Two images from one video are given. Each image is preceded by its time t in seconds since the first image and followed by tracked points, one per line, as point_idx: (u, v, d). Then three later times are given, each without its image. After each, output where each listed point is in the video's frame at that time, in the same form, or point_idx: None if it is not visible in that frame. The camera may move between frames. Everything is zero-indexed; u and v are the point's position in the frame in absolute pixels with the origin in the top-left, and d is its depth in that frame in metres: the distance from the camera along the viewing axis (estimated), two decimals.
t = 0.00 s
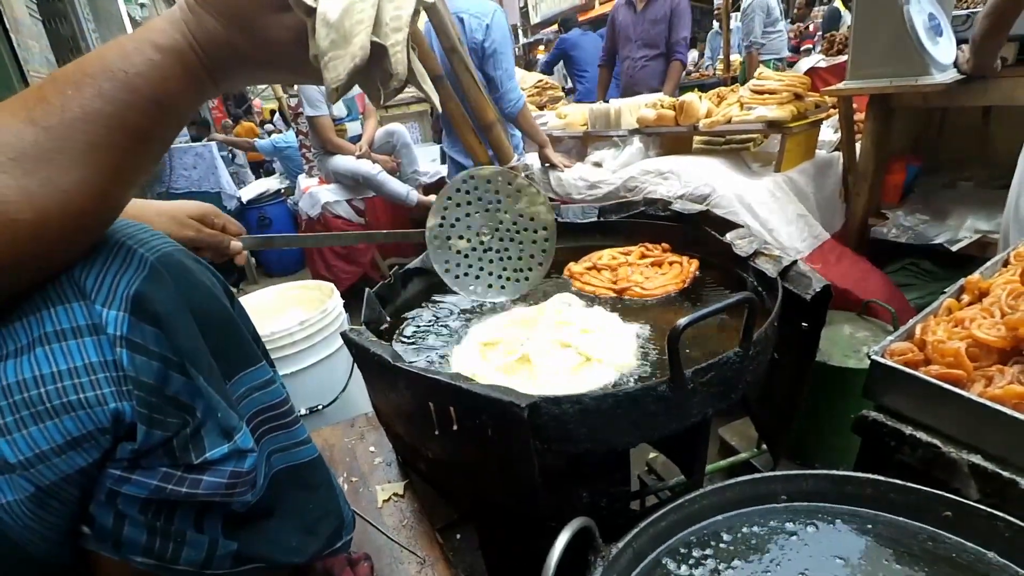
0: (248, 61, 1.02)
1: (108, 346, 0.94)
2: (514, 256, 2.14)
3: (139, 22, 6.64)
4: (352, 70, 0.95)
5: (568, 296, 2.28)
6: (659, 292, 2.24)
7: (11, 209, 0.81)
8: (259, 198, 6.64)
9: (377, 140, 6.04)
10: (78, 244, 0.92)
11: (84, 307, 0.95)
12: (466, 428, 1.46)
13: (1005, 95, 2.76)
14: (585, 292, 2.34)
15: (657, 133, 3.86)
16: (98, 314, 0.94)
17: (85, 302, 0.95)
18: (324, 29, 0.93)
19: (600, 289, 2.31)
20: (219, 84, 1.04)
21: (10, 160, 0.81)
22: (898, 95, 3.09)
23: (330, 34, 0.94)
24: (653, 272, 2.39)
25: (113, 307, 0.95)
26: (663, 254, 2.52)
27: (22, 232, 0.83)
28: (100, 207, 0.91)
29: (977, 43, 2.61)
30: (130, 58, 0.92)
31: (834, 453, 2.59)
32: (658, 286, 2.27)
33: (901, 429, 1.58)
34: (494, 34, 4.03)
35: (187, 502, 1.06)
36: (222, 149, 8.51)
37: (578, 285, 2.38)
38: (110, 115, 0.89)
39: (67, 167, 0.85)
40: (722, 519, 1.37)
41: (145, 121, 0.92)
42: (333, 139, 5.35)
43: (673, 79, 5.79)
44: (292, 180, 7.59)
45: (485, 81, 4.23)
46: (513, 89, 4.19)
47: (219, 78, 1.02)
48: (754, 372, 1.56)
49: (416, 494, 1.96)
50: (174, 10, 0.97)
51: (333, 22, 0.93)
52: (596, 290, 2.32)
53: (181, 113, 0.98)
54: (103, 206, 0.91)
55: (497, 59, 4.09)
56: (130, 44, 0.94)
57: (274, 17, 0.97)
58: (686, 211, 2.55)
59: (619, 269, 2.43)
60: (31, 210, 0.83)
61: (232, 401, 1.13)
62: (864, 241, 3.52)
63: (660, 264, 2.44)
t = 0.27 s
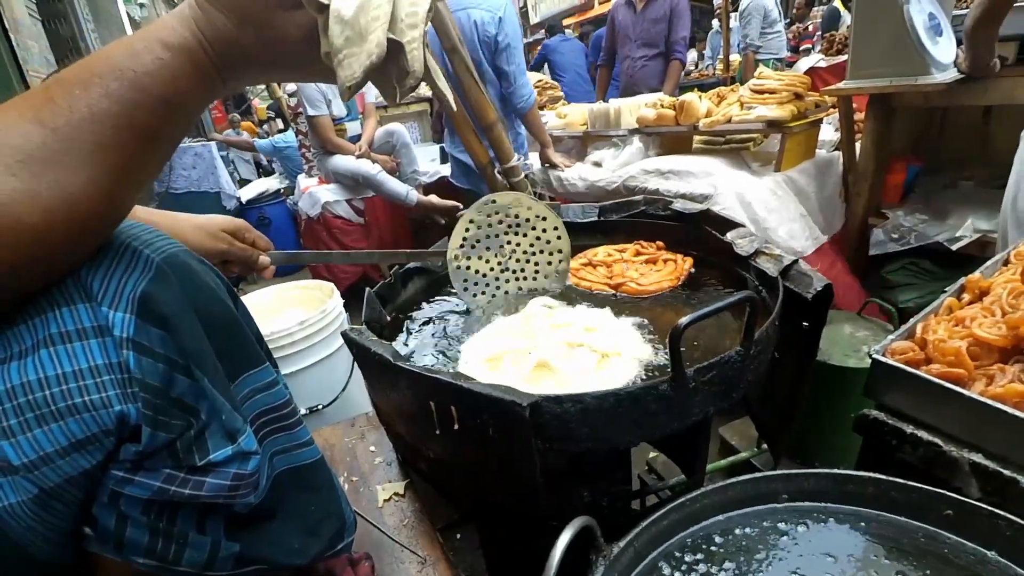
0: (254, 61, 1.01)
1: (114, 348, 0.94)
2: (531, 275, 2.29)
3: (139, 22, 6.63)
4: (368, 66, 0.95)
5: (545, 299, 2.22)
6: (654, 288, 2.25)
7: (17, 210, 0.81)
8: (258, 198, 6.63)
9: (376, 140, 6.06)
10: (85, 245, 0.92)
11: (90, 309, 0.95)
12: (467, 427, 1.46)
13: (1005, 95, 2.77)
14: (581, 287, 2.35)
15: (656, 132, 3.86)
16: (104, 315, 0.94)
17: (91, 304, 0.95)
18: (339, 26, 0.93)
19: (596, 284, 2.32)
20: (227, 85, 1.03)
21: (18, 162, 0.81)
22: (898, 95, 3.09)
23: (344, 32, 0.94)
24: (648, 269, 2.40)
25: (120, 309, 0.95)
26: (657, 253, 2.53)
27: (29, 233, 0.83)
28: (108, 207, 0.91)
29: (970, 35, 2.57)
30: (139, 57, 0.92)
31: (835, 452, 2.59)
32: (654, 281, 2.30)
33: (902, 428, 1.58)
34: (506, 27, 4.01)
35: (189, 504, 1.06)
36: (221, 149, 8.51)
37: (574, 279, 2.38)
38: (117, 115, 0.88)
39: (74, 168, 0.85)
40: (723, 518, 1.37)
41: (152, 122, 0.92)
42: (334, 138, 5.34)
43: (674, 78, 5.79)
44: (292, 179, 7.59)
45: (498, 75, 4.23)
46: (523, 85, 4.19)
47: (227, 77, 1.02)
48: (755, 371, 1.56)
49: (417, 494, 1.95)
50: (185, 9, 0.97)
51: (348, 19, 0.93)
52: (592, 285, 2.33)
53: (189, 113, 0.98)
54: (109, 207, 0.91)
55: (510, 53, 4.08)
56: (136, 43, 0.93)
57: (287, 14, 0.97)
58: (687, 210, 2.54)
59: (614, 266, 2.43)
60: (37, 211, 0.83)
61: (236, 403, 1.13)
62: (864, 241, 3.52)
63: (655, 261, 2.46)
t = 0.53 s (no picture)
0: (256, 61, 1.00)
1: (117, 349, 0.93)
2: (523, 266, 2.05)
3: (137, 17, 6.60)
4: (376, 74, 0.95)
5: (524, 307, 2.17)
6: (646, 286, 2.28)
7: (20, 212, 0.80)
8: (256, 194, 6.62)
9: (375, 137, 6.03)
10: (87, 245, 0.91)
11: (92, 310, 0.94)
12: (465, 426, 1.45)
13: (1005, 96, 2.76)
14: (576, 286, 2.37)
15: (656, 131, 3.86)
16: (106, 316, 0.94)
17: (93, 305, 0.94)
18: (347, 31, 0.91)
19: (590, 282, 2.34)
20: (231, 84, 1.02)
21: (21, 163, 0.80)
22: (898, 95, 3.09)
23: (353, 37, 0.92)
24: (643, 266, 2.42)
25: (123, 310, 0.94)
26: (653, 248, 2.55)
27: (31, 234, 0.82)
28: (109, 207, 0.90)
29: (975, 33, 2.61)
30: (142, 56, 0.90)
31: (832, 452, 2.59)
32: (647, 280, 2.31)
33: (899, 429, 1.58)
34: (508, 25, 3.99)
35: (190, 505, 1.06)
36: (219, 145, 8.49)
37: (569, 278, 2.41)
38: (121, 115, 0.87)
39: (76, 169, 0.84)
40: (720, 519, 1.37)
41: (155, 120, 0.91)
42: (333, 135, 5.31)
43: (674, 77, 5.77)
44: (290, 176, 7.57)
45: (499, 73, 4.21)
46: (524, 84, 4.18)
47: (231, 76, 1.00)
48: (753, 371, 1.56)
49: (414, 493, 1.95)
50: (188, 7, 0.95)
51: (356, 24, 0.92)
52: (587, 284, 2.35)
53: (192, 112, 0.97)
54: (111, 207, 0.90)
55: (511, 51, 4.06)
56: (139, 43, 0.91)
57: (294, 15, 0.97)
58: (685, 209, 2.57)
59: (610, 263, 2.46)
60: (39, 212, 0.82)
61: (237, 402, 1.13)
62: (863, 241, 3.53)
63: (651, 257, 2.49)
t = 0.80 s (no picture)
0: (251, 61, 1.00)
1: (109, 351, 0.93)
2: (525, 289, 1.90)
3: (135, 15, 6.58)
4: (366, 76, 0.94)
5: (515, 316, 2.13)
6: (637, 291, 2.25)
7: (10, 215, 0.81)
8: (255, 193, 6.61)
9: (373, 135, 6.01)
10: (78, 246, 0.91)
11: (84, 312, 0.94)
12: (463, 427, 1.45)
13: (1004, 95, 2.77)
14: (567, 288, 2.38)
15: (654, 130, 3.86)
16: (99, 318, 0.93)
17: (85, 307, 0.94)
18: (336, 32, 0.91)
19: (580, 285, 2.35)
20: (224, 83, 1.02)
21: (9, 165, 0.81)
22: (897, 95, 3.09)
23: (342, 37, 0.92)
24: (636, 270, 2.39)
25: (115, 312, 0.93)
26: (648, 252, 2.53)
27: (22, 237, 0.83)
28: (99, 209, 0.90)
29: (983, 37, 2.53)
30: (131, 56, 0.90)
31: (830, 452, 2.60)
32: (638, 284, 2.28)
33: (896, 429, 1.59)
34: (500, 26, 3.99)
35: (185, 506, 1.05)
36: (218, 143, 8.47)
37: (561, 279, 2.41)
38: (110, 115, 0.87)
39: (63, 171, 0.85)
40: (717, 519, 1.37)
41: (144, 120, 0.90)
42: (330, 133, 5.30)
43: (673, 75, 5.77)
44: (288, 175, 7.55)
45: (491, 73, 4.20)
46: (519, 82, 4.16)
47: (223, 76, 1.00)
48: (751, 371, 1.57)
49: (412, 493, 1.95)
50: (178, 7, 0.95)
51: (346, 25, 0.91)
52: (577, 287, 2.36)
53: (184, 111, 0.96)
54: (103, 208, 0.90)
55: (503, 51, 4.05)
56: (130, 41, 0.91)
57: (284, 15, 0.95)
58: (684, 209, 2.57)
59: (603, 265, 2.45)
60: (29, 215, 0.83)
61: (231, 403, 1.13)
62: (861, 240, 3.53)
63: (644, 261, 2.46)
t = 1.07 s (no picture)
0: (245, 62, 1.00)
1: (100, 357, 0.93)
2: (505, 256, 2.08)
3: (132, 12, 6.55)
4: (357, 80, 0.94)
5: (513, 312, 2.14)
6: (628, 294, 2.23)
7: None
8: (252, 191, 6.59)
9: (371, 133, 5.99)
10: (68, 251, 0.91)
11: (75, 318, 0.94)
12: (460, 426, 1.45)
13: (1000, 95, 2.78)
14: (558, 288, 2.38)
15: (652, 129, 3.87)
16: (89, 324, 0.93)
17: (76, 314, 0.94)
18: (327, 33, 0.91)
19: (572, 287, 2.34)
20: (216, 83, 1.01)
21: None
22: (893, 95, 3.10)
23: (334, 40, 0.91)
24: (628, 274, 2.39)
25: (105, 317, 0.93)
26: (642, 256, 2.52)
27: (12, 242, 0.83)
28: (89, 212, 0.90)
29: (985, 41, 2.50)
30: (117, 59, 0.90)
31: (827, 451, 2.61)
32: (630, 287, 2.27)
33: (892, 428, 1.60)
34: (498, 23, 3.98)
35: (181, 511, 1.05)
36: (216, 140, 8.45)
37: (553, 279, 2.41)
38: (96, 118, 0.87)
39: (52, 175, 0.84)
40: (714, 518, 1.38)
41: (131, 122, 0.90)
42: (328, 131, 5.29)
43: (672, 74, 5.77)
44: (286, 172, 7.54)
45: (489, 70, 4.20)
46: (517, 80, 4.15)
47: (213, 77, 1.00)
48: (747, 371, 1.57)
49: (410, 491, 1.95)
50: (167, 5, 0.95)
51: (337, 26, 0.91)
52: (568, 287, 2.36)
53: (172, 110, 0.96)
54: (92, 212, 0.90)
55: (502, 48, 4.05)
56: (115, 39, 0.91)
57: (276, 14, 0.94)
58: (681, 208, 2.54)
59: (597, 268, 2.45)
60: (17, 220, 0.82)
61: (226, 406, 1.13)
62: (858, 239, 3.54)
63: (638, 264, 2.46)
